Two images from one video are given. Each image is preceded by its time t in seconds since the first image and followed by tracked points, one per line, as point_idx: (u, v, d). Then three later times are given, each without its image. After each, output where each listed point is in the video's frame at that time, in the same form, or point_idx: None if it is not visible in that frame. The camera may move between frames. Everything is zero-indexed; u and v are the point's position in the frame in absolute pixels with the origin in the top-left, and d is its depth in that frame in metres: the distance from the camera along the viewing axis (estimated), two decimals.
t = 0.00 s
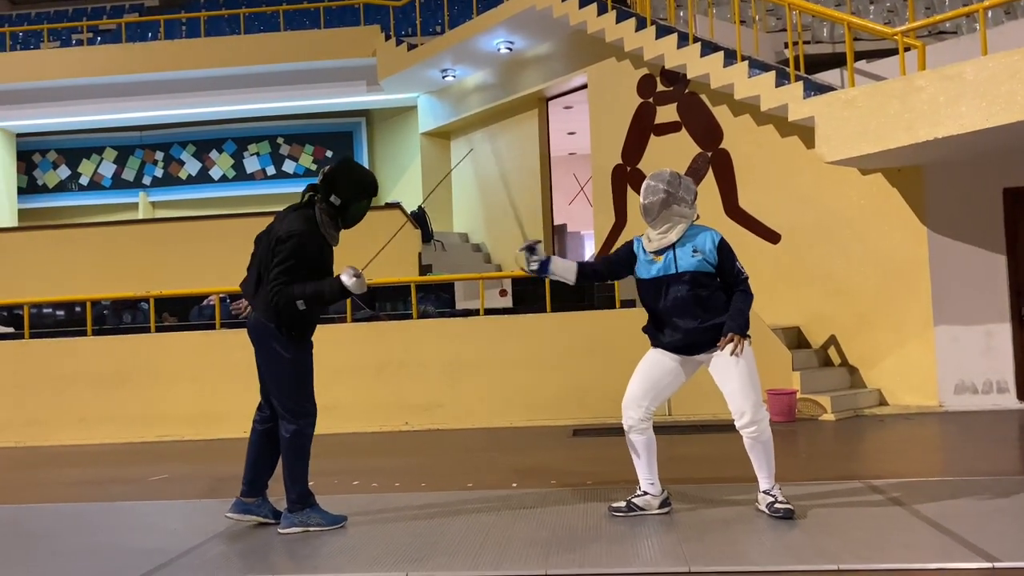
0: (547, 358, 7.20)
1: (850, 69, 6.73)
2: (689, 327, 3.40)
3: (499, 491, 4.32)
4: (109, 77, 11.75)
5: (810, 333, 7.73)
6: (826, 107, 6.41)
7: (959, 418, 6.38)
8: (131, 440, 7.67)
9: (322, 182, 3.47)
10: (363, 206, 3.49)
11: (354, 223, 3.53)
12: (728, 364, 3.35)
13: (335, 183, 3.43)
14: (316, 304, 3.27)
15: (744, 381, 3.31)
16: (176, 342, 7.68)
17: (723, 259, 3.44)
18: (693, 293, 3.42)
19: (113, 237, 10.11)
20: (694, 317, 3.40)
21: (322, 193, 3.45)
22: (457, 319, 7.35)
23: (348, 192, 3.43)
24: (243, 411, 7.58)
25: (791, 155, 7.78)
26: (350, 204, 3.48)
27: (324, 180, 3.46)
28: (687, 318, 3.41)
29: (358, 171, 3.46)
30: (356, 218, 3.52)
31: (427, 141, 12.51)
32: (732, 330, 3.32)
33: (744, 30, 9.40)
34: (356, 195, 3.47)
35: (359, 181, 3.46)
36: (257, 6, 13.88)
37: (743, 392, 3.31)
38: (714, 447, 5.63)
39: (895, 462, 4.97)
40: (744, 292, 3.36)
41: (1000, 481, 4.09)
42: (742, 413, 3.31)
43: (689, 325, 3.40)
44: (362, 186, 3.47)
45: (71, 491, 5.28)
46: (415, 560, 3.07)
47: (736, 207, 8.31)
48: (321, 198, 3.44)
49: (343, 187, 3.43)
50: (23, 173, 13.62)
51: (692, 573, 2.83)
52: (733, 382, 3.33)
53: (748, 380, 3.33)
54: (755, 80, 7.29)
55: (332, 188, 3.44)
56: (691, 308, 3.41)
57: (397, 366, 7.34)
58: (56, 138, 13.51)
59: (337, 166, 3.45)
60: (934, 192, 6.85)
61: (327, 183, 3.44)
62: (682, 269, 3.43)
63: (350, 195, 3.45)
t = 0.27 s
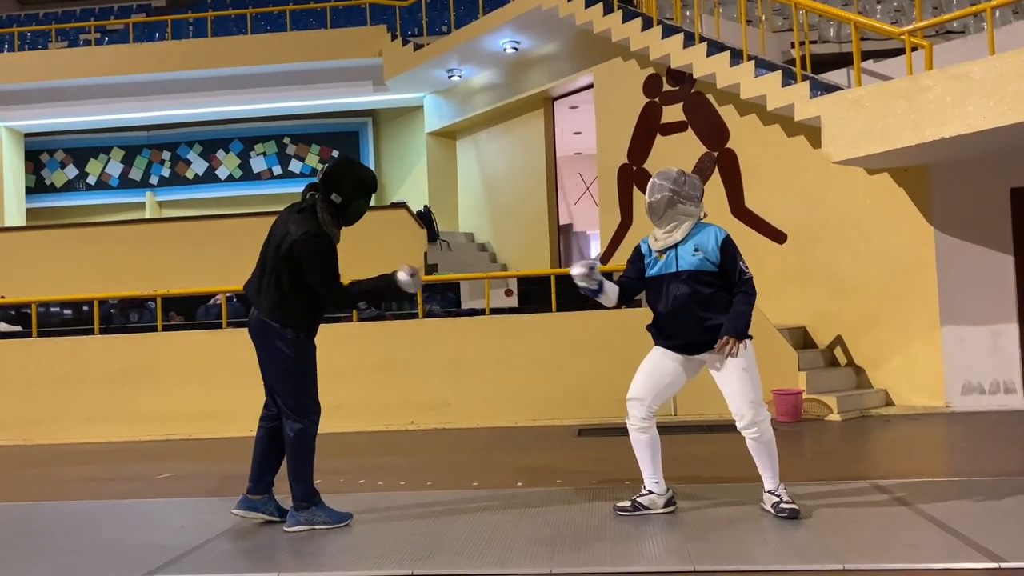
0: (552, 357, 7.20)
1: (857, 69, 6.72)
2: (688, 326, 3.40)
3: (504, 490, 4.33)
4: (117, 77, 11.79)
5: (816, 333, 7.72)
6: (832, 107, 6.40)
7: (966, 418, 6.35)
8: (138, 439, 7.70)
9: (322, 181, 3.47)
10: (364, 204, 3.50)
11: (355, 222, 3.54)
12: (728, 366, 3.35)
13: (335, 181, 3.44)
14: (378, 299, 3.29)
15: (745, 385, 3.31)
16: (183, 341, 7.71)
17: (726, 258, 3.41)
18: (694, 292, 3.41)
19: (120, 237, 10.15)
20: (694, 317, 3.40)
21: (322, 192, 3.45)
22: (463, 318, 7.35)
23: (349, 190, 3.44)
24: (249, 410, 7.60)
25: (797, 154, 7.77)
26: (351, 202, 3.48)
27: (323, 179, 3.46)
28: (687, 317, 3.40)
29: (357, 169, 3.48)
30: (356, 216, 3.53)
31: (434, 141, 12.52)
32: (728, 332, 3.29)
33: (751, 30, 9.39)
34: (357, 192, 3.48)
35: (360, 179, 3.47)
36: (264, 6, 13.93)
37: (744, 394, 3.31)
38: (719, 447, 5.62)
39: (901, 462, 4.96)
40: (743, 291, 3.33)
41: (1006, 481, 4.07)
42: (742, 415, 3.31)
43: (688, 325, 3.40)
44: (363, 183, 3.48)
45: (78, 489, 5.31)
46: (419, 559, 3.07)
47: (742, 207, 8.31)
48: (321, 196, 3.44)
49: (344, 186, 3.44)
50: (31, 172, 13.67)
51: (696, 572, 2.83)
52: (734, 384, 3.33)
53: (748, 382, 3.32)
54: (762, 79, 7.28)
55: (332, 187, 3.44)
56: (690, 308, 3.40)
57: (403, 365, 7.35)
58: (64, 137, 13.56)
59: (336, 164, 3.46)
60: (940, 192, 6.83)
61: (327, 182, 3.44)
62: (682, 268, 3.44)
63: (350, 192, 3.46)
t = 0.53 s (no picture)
0: (555, 358, 7.20)
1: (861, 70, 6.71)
2: (697, 325, 3.39)
3: (507, 491, 4.33)
4: (122, 78, 11.82)
5: (820, 334, 7.72)
6: (837, 108, 6.39)
7: (971, 420, 6.34)
8: (142, 439, 7.72)
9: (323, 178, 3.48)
10: (364, 200, 3.50)
11: (357, 218, 3.54)
12: (734, 364, 3.35)
13: (335, 177, 3.45)
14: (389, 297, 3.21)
15: (750, 383, 3.31)
16: (188, 341, 7.72)
17: (729, 255, 3.45)
18: (700, 290, 3.43)
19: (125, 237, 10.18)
20: (702, 315, 3.39)
21: (322, 190, 3.46)
22: (466, 319, 7.36)
23: (349, 185, 3.45)
24: (253, 410, 7.62)
25: (801, 156, 7.77)
26: (352, 199, 3.49)
27: (323, 177, 3.47)
28: (695, 316, 3.40)
29: (356, 164, 3.48)
30: (358, 213, 3.53)
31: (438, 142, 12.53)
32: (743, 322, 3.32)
33: (755, 31, 9.39)
34: (357, 188, 3.48)
35: (360, 175, 3.47)
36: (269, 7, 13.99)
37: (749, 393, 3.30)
38: (723, 448, 5.61)
39: (905, 464, 4.95)
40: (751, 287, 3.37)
41: (1011, 483, 4.07)
42: (749, 415, 3.31)
43: (697, 323, 3.39)
44: (362, 179, 3.48)
45: (83, 489, 5.32)
46: (423, 560, 3.08)
47: (746, 208, 8.32)
48: (322, 193, 3.45)
49: (344, 182, 3.45)
50: (36, 173, 13.71)
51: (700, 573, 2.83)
52: (740, 382, 3.33)
53: (754, 381, 3.33)
54: (766, 80, 7.28)
55: (333, 183, 3.45)
56: (698, 305, 3.41)
57: (406, 365, 7.37)
58: (69, 138, 13.61)
59: (336, 161, 3.47)
60: (944, 194, 6.83)
61: (326, 178, 3.45)
62: (687, 267, 3.45)
63: (350, 188, 3.46)
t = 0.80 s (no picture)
0: (556, 359, 7.20)
1: (863, 72, 6.72)
2: (690, 328, 3.38)
3: (508, 492, 4.33)
4: (125, 79, 11.84)
5: (821, 336, 7.72)
6: (838, 110, 6.39)
7: (973, 423, 6.34)
8: (144, 439, 7.72)
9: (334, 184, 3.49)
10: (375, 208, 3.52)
11: (365, 225, 3.56)
12: (731, 367, 3.34)
13: (349, 183, 3.46)
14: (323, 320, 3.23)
15: (747, 387, 3.29)
16: (189, 341, 7.73)
17: (721, 259, 3.43)
18: (693, 294, 3.41)
19: (127, 237, 10.19)
20: (696, 318, 3.39)
21: (335, 194, 3.47)
22: (468, 320, 7.37)
23: (361, 192, 3.46)
24: (255, 411, 7.63)
25: (803, 157, 7.78)
26: (362, 207, 3.50)
27: (337, 181, 3.48)
28: (688, 319, 3.40)
29: (370, 171, 3.49)
30: (367, 220, 3.54)
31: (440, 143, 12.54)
32: (750, 327, 3.26)
33: (757, 33, 9.39)
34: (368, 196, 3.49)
35: (373, 183, 3.49)
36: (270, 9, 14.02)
37: (746, 397, 3.29)
38: (724, 450, 5.60)
39: (907, 466, 4.95)
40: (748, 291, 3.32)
41: (1012, 486, 4.07)
42: (746, 418, 3.30)
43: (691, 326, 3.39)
44: (375, 187, 3.49)
45: (84, 489, 5.32)
46: (424, 561, 3.08)
47: (747, 210, 8.33)
48: (333, 198, 3.45)
49: (356, 189, 3.46)
50: (38, 173, 13.72)
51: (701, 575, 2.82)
52: (738, 385, 3.31)
53: (752, 384, 3.31)
54: (768, 82, 7.29)
55: (345, 190, 3.46)
56: (691, 309, 3.40)
57: (407, 366, 7.37)
58: (72, 138, 13.62)
59: (349, 167, 3.48)
60: (946, 196, 6.83)
61: (339, 183, 3.46)
62: (678, 271, 3.45)
63: (362, 196, 3.48)
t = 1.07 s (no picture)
0: (557, 362, 7.21)
1: (863, 76, 6.73)
2: (691, 331, 3.40)
3: (507, 495, 4.33)
4: (126, 80, 11.85)
5: (821, 340, 7.72)
6: (839, 113, 6.40)
7: (973, 426, 6.33)
8: (145, 441, 7.73)
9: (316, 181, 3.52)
10: (360, 197, 3.55)
11: (354, 216, 3.59)
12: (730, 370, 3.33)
13: (330, 178, 3.49)
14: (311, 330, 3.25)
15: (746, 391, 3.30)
16: (189, 343, 7.74)
17: (726, 262, 3.41)
18: (695, 297, 3.41)
19: (127, 239, 10.20)
20: (697, 321, 3.39)
21: (318, 191, 3.50)
22: (468, 323, 7.37)
23: (344, 185, 3.49)
24: (255, 413, 7.63)
25: (803, 161, 7.79)
26: (348, 198, 3.54)
27: (318, 178, 3.51)
28: (690, 321, 3.40)
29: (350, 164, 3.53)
30: (355, 211, 3.58)
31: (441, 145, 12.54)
32: (721, 326, 3.27)
33: (757, 36, 9.41)
34: (352, 187, 3.53)
35: (355, 175, 3.53)
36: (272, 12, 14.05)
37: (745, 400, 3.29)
38: (725, 453, 5.60)
39: (907, 470, 4.94)
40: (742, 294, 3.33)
41: (1011, 490, 4.07)
42: (744, 422, 3.30)
43: (692, 329, 3.40)
44: (356, 179, 3.53)
45: (84, 490, 5.32)
46: (423, 564, 3.08)
47: (748, 214, 8.34)
48: (318, 195, 3.49)
49: (339, 183, 3.50)
50: (39, 175, 13.74)
51: None
52: (737, 389, 3.33)
53: (752, 388, 3.32)
54: (768, 86, 7.29)
55: (328, 185, 3.49)
56: (693, 312, 3.40)
57: (407, 369, 7.37)
58: (73, 140, 13.64)
59: (327, 163, 3.51)
60: (946, 199, 6.83)
61: (321, 181, 3.50)
62: (684, 274, 3.44)
63: (345, 189, 3.51)
